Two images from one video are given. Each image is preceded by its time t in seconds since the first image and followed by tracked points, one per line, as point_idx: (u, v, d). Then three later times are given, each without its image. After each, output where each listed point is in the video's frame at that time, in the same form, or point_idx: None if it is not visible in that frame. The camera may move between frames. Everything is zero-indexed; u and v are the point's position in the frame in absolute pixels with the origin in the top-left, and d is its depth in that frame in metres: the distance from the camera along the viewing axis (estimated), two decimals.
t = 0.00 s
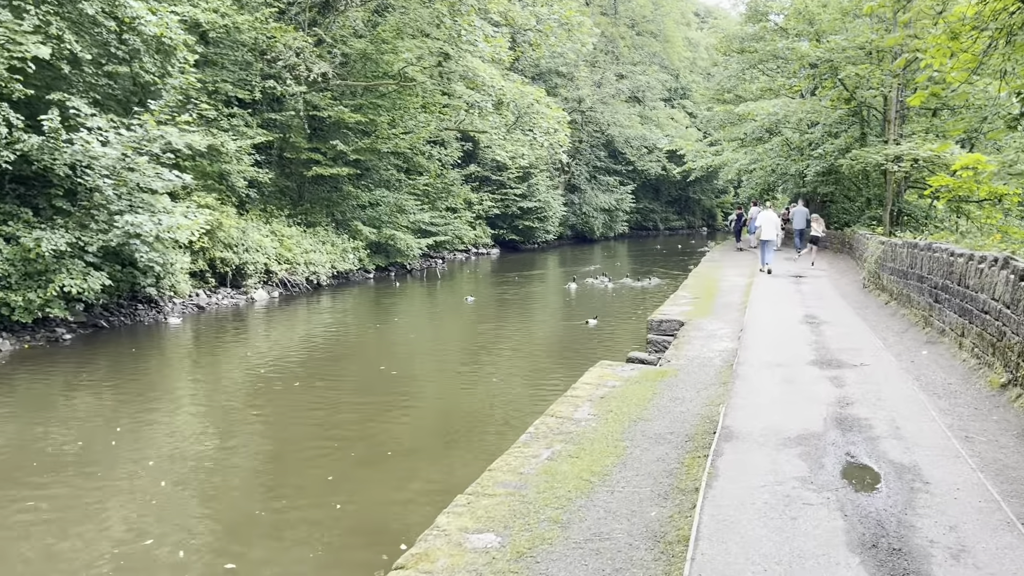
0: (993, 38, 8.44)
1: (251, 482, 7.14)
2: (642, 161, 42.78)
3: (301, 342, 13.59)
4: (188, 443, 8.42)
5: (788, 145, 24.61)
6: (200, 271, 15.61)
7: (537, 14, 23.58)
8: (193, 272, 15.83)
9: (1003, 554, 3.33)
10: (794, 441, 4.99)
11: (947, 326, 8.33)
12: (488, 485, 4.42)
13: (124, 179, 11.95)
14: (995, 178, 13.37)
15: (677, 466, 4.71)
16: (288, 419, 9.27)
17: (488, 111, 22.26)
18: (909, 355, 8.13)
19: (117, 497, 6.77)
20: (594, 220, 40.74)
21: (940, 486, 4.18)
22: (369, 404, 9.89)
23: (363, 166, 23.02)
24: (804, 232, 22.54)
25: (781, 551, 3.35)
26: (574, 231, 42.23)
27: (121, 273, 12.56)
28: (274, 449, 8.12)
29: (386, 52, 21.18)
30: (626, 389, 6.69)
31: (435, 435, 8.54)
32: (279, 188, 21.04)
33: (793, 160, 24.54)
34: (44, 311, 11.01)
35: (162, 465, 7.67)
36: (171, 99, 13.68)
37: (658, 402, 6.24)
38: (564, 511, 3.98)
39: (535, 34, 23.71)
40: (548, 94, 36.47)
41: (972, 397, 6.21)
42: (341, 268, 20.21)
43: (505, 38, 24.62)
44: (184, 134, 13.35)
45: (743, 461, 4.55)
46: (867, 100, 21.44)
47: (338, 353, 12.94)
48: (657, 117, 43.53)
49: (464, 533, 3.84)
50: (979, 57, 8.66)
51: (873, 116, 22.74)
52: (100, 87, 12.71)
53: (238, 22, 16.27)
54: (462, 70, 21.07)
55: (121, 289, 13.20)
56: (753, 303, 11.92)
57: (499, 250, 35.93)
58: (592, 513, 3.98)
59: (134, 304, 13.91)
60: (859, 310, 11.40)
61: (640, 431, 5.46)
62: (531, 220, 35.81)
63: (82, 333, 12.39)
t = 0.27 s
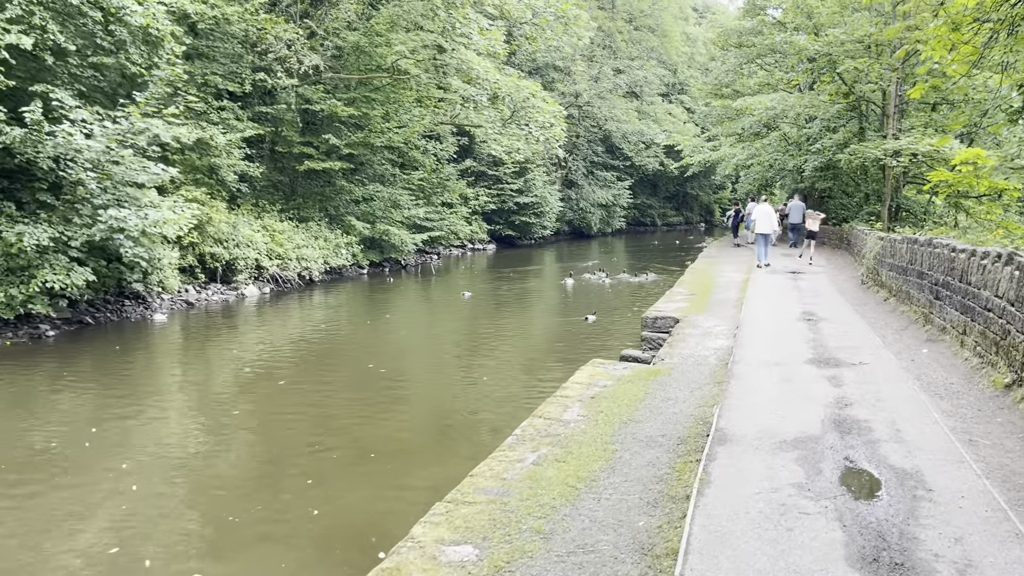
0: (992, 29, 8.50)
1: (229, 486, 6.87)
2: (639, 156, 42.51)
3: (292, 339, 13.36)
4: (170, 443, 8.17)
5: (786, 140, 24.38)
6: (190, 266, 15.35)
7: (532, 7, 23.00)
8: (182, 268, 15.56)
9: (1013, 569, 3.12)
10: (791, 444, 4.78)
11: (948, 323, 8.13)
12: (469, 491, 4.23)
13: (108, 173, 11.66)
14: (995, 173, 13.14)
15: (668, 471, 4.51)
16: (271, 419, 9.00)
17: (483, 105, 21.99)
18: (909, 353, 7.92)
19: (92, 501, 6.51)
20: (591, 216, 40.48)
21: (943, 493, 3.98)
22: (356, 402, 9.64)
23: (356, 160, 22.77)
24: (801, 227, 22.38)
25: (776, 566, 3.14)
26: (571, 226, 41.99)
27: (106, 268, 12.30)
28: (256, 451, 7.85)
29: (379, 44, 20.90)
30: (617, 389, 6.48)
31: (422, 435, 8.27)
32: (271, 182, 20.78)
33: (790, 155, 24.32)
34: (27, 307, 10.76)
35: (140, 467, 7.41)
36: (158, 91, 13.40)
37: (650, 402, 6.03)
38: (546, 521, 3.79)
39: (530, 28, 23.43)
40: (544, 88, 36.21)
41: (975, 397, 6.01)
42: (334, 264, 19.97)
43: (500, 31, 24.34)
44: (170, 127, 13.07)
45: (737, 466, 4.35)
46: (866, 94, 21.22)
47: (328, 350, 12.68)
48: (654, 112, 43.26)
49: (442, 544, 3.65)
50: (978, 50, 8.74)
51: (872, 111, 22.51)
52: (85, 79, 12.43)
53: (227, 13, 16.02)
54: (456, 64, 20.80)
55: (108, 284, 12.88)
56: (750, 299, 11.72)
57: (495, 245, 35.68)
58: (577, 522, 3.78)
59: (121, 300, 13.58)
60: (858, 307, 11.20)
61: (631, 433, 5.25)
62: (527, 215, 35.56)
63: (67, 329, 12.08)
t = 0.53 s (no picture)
0: (995, 24, 8.39)
1: (205, 493, 6.61)
2: (637, 153, 42.25)
3: (282, 337, 13.12)
4: (149, 447, 7.90)
5: (784, 137, 24.16)
6: (179, 264, 15.08)
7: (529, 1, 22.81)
8: (170, 265, 15.29)
9: None
10: (787, 454, 4.57)
11: (950, 325, 7.93)
12: (447, 504, 4.03)
13: (92, 169, 11.37)
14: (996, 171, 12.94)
15: (658, 483, 4.30)
16: (255, 421, 8.74)
17: (478, 101, 21.71)
18: (910, 356, 7.71)
19: (63, 507, 6.25)
20: (588, 213, 40.24)
21: (947, 508, 3.77)
22: (343, 403, 9.38)
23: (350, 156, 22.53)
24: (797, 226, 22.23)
25: None
26: (568, 223, 41.75)
27: (91, 266, 12.03)
28: (236, 455, 7.59)
29: (374, 39, 20.64)
30: (608, 394, 6.26)
31: (409, 439, 8.02)
32: (263, 178, 20.53)
33: (789, 152, 24.09)
34: (9, 306, 10.48)
35: (117, 472, 7.14)
36: (146, 86, 13.12)
37: (642, 408, 5.82)
38: (528, 539, 3.58)
39: (527, 23, 23.12)
40: (541, 84, 35.95)
41: (978, 404, 5.81)
42: (327, 262, 19.74)
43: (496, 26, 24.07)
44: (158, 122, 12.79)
45: (729, 479, 4.14)
46: (866, 91, 21.01)
47: (318, 349, 12.43)
48: (652, 109, 43.00)
49: (418, 562, 3.45)
50: (980, 45, 8.64)
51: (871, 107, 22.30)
52: (70, 73, 12.15)
53: (217, 7, 15.77)
54: (451, 59, 20.52)
55: (93, 280, 12.40)
56: (747, 299, 11.51)
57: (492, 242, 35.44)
58: (561, 540, 3.58)
59: (107, 298, 13.16)
60: (856, 307, 11.01)
61: (621, 441, 5.04)
62: (524, 212, 35.33)
63: (51, 328, 11.71)
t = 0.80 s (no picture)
0: (1000, 19, 8.19)
1: (184, 502, 6.35)
2: (637, 152, 42.02)
3: (276, 337, 12.88)
4: (131, 451, 7.64)
5: (785, 136, 23.94)
6: (170, 262, 14.85)
7: None
8: (162, 264, 15.07)
9: None
10: (787, 466, 4.36)
11: (955, 326, 7.71)
12: (426, 517, 3.83)
13: (79, 165, 11.14)
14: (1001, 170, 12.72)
15: (651, 495, 4.09)
16: (241, 424, 8.49)
17: (476, 99, 21.51)
18: (913, 358, 7.51)
19: (48, 513, 6.09)
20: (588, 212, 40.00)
21: (956, 524, 3.57)
22: (332, 405, 9.13)
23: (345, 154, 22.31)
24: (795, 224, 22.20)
25: None
26: (568, 222, 41.52)
27: (79, 265, 11.80)
28: (219, 460, 7.33)
29: (369, 35, 20.43)
30: (602, 398, 6.04)
31: (397, 444, 7.76)
32: (258, 177, 20.32)
33: (789, 151, 23.87)
34: None
35: (95, 477, 6.89)
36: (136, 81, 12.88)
37: (636, 414, 5.60)
38: (510, 557, 3.38)
39: (525, 20, 22.88)
40: (540, 82, 35.76)
41: (985, 410, 5.60)
42: (322, 260, 19.53)
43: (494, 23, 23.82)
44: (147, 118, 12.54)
45: (726, 491, 3.93)
46: (867, 89, 20.80)
47: (310, 349, 12.19)
48: (652, 107, 42.76)
49: None
50: (984, 42, 8.44)
51: (872, 106, 22.08)
52: (58, 68, 11.92)
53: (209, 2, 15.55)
54: (448, 56, 20.32)
55: (82, 280, 12.22)
56: (747, 299, 11.30)
57: (490, 241, 35.23)
58: (547, 557, 3.38)
59: (97, 297, 12.94)
60: (858, 308, 10.79)
61: (613, 449, 4.83)
62: (523, 211, 35.11)
63: (38, 327, 11.41)
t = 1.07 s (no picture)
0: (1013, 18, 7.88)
1: (167, 517, 6.06)
2: (641, 153, 41.79)
3: (274, 339, 12.71)
4: (120, 459, 7.37)
5: (790, 138, 23.71)
6: (168, 265, 14.68)
7: None
8: (159, 266, 14.88)
9: None
10: (795, 484, 4.15)
11: (967, 334, 7.49)
12: (412, 539, 3.64)
13: (72, 166, 10.95)
14: (1010, 174, 12.45)
15: (652, 516, 3.88)
16: (232, 431, 8.21)
17: (478, 100, 21.36)
18: (923, 367, 7.28)
19: (36, 521, 5.94)
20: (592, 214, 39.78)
21: (976, 550, 3.36)
22: (327, 412, 8.86)
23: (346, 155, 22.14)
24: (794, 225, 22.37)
25: None
26: (571, 225, 41.30)
27: (73, 268, 11.63)
28: (207, 470, 7.05)
29: (370, 36, 20.29)
30: (601, 409, 5.84)
31: (391, 454, 7.47)
32: (258, 178, 20.17)
33: (795, 153, 23.64)
34: None
35: (79, 488, 6.61)
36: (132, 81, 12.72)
37: (637, 427, 5.39)
38: None
39: (528, 21, 22.69)
40: (543, 83, 35.57)
41: (1001, 424, 5.39)
42: (322, 263, 19.36)
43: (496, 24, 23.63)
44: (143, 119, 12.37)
45: (731, 513, 3.72)
46: (874, 91, 20.55)
47: (308, 353, 11.94)
48: (656, 109, 42.54)
49: None
50: (996, 41, 8.12)
51: (878, 108, 21.85)
52: (53, 68, 11.76)
53: (207, 2, 15.39)
54: (449, 57, 20.17)
55: (77, 283, 12.05)
56: (752, 304, 11.08)
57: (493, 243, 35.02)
58: None
59: (92, 300, 12.77)
60: (865, 314, 10.57)
61: (612, 465, 4.63)
62: (526, 213, 34.90)
63: (32, 331, 11.18)
